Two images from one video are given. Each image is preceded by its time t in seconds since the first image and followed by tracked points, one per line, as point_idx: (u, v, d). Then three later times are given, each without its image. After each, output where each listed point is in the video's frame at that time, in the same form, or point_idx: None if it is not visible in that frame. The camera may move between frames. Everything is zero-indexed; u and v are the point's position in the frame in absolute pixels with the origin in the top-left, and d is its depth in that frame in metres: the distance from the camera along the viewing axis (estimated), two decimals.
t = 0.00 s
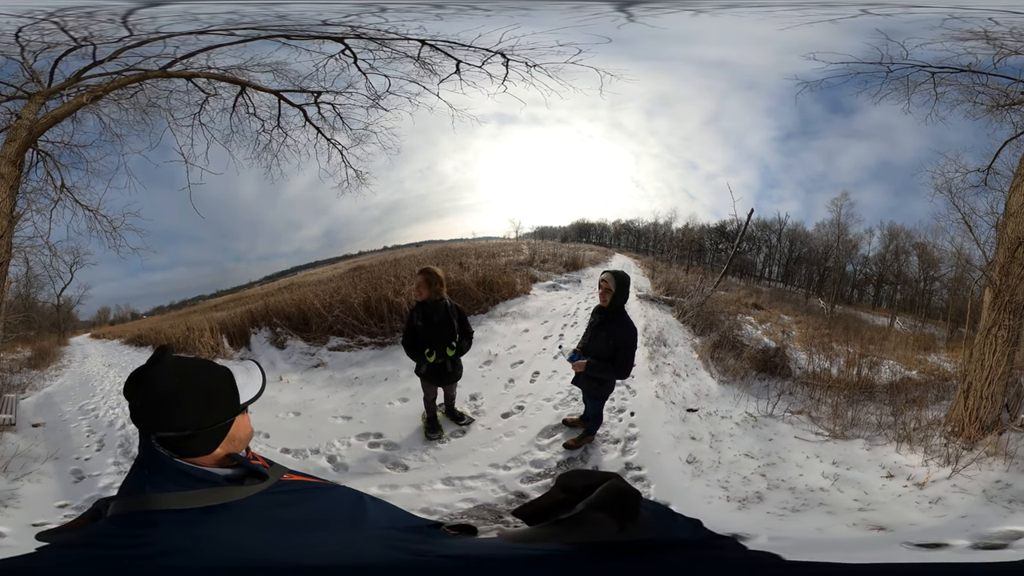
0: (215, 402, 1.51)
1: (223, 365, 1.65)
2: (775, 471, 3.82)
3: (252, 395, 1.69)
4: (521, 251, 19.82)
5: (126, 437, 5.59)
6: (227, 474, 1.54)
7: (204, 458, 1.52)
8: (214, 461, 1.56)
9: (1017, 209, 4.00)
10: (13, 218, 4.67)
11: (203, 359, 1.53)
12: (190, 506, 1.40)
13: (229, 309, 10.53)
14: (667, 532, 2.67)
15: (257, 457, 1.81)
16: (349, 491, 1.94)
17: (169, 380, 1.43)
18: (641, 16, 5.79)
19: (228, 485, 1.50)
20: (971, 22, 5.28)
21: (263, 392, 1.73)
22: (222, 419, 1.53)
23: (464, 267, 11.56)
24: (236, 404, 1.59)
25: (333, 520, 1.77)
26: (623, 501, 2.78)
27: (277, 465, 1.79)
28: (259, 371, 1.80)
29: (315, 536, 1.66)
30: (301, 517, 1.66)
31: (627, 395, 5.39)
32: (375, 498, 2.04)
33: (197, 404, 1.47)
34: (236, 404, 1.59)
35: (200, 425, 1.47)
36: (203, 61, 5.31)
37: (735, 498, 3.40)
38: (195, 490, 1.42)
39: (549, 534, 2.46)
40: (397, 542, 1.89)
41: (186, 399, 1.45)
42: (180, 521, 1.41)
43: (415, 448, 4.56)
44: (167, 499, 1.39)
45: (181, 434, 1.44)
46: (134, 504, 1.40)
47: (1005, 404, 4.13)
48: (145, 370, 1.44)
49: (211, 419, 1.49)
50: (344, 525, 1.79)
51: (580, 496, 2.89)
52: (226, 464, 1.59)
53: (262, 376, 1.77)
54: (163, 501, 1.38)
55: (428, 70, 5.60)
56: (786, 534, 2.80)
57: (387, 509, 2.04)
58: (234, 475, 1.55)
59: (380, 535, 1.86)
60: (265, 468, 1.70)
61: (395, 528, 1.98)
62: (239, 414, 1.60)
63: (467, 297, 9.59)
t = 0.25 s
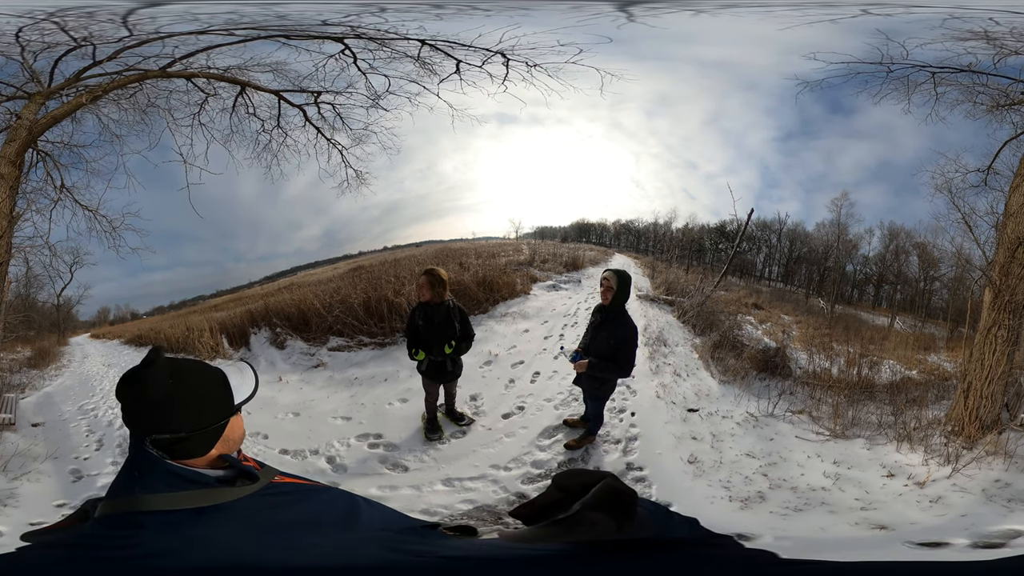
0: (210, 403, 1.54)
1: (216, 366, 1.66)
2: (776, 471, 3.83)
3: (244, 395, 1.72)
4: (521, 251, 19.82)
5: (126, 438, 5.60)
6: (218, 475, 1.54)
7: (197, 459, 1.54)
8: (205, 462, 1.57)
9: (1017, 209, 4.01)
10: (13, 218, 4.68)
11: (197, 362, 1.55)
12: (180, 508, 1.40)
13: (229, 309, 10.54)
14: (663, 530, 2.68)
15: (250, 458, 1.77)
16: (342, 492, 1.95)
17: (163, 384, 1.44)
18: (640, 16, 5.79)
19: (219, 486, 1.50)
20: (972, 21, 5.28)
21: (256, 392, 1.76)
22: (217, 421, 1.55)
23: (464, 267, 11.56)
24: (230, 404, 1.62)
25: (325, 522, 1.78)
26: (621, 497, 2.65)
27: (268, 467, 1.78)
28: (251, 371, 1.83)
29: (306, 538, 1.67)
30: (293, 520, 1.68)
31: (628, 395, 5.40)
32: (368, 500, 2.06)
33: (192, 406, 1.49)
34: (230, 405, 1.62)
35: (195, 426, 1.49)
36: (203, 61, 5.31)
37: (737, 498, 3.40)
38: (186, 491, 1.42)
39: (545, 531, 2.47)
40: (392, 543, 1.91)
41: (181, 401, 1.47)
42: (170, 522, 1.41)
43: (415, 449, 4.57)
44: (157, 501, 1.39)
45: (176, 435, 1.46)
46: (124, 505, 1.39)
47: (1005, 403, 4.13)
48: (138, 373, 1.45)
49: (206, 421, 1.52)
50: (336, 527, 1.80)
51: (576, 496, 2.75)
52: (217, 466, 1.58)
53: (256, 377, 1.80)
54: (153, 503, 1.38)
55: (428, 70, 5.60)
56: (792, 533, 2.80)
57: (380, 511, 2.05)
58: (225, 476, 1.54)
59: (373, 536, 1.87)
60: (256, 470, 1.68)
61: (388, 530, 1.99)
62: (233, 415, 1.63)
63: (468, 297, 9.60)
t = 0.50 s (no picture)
0: (204, 402, 1.53)
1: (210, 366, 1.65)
2: (777, 471, 3.83)
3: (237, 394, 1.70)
4: (522, 251, 19.82)
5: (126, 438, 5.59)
6: (212, 475, 1.54)
7: (192, 459, 1.52)
8: (200, 462, 1.55)
9: (1017, 209, 4.01)
10: (13, 219, 4.68)
11: (194, 362, 1.54)
12: (172, 507, 1.41)
13: (229, 309, 10.54)
14: (665, 531, 2.71)
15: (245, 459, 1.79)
16: (334, 493, 1.95)
17: (159, 383, 1.43)
18: (639, 15, 5.79)
19: (213, 485, 1.50)
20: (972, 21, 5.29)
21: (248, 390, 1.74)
22: (211, 418, 1.53)
23: (464, 267, 11.56)
24: (224, 404, 1.60)
25: (316, 522, 1.77)
26: (619, 500, 2.80)
27: (261, 467, 1.78)
28: (243, 370, 1.81)
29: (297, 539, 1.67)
30: (286, 519, 1.68)
31: (628, 395, 5.40)
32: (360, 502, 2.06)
33: (188, 405, 1.48)
34: (224, 404, 1.61)
35: (191, 425, 1.47)
36: (203, 61, 5.31)
37: (738, 498, 3.41)
38: (178, 490, 1.42)
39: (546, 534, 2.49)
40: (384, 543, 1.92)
41: (178, 400, 1.46)
42: (162, 519, 1.42)
43: (415, 450, 4.57)
44: (149, 500, 1.39)
45: (171, 434, 1.44)
46: (116, 504, 1.40)
47: (1005, 403, 4.14)
48: (134, 372, 1.43)
49: (200, 419, 1.50)
50: (328, 528, 1.80)
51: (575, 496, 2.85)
52: (211, 465, 1.58)
53: (248, 375, 1.78)
54: (145, 501, 1.39)
55: (428, 69, 5.60)
56: (795, 533, 2.80)
57: (372, 512, 2.05)
58: (219, 476, 1.54)
59: (366, 536, 1.88)
60: (251, 470, 1.69)
61: (380, 529, 2.00)
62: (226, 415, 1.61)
63: (468, 298, 9.59)
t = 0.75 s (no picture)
0: (205, 402, 1.55)
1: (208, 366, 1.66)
2: (777, 471, 3.83)
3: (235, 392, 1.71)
4: (522, 251, 19.82)
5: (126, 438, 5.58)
6: (211, 476, 1.53)
7: (192, 458, 1.52)
8: (197, 462, 1.56)
9: (1017, 209, 4.01)
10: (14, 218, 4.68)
11: (194, 362, 1.56)
12: (171, 506, 1.40)
13: (229, 309, 10.54)
14: (672, 532, 2.69)
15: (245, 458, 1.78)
16: (333, 493, 1.92)
17: (162, 383, 1.45)
18: (638, 16, 5.79)
19: (212, 485, 1.49)
20: (973, 22, 5.28)
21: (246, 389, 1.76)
22: (213, 417, 1.55)
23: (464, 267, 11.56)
24: (223, 404, 1.62)
25: (315, 523, 1.74)
26: (623, 501, 2.72)
27: (261, 468, 1.74)
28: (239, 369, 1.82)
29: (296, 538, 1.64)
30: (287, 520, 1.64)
31: (628, 395, 5.40)
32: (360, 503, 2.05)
33: (190, 404, 1.50)
34: (223, 403, 1.62)
35: (193, 424, 1.49)
36: (204, 61, 5.31)
37: (738, 498, 3.40)
38: (178, 490, 1.41)
39: (549, 536, 2.49)
40: (382, 545, 1.93)
41: (180, 400, 1.48)
42: (160, 518, 1.39)
43: (415, 449, 4.56)
44: (148, 499, 1.38)
45: (174, 433, 1.45)
46: (116, 502, 1.39)
47: (1005, 403, 4.13)
48: (135, 372, 1.44)
49: (202, 417, 1.52)
50: (328, 529, 1.78)
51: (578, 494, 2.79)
52: (210, 465, 1.58)
53: (244, 372, 1.80)
54: (145, 500, 1.37)
55: (428, 69, 5.59)
56: (794, 534, 2.79)
57: (370, 513, 2.05)
58: (218, 476, 1.54)
59: (364, 538, 1.88)
60: (250, 470, 1.68)
61: (376, 532, 1.99)
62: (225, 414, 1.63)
63: (468, 298, 9.59)
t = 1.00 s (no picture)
0: (211, 400, 1.54)
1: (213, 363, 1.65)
2: (776, 471, 3.83)
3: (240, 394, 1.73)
4: (522, 251, 19.81)
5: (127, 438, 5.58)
6: (216, 474, 1.51)
7: (197, 457, 1.53)
8: (205, 460, 1.55)
9: (1017, 209, 4.00)
10: (15, 218, 4.68)
11: (199, 361, 1.55)
12: (172, 506, 1.39)
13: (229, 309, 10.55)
14: (684, 532, 2.68)
15: (249, 458, 1.79)
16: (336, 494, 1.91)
17: (166, 383, 1.45)
18: (638, 16, 5.79)
19: (214, 484, 1.47)
20: (973, 22, 5.28)
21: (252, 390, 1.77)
22: (218, 417, 1.56)
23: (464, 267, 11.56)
24: (229, 402, 1.62)
25: (316, 524, 1.72)
26: (634, 502, 2.86)
27: (265, 468, 1.76)
28: (247, 371, 1.83)
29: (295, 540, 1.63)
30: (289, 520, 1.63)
31: (628, 395, 5.39)
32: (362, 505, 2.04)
33: (195, 403, 1.50)
34: (229, 402, 1.62)
35: (199, 423, 1.50)
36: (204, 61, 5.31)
37: (737, 498, 3.40)
38: (180, 488, 1.41)
39: (555, 536, 2.51)
40: (381, 548, 1.86)
41: (185, 399, 1.48)
42: (161, 518, 1.39)
43: (415, 449, 4.56)
44: (150, 499, 1.38)
45: (180, 433, 1.46)
46: (118, 501, 1.39)
47: (1005, 403, 4.13)
48: (141, 372, 1.45)
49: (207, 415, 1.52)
50: (327, 530, 1.75)
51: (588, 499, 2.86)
52: (215, 464, 1.58)
53: (252, 375, 1.81)
54: (147, 500, 1.37)
55: (428, 69, 5.59)
56: (792, 533, 2.80)
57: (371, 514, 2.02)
58: (223, 475, 1.52)
59: (363, 540, 1.81)
60: (254, 470, 1.67)
61: (379, 533, 1.93)
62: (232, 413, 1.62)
63: (468, 298, 9.58)
